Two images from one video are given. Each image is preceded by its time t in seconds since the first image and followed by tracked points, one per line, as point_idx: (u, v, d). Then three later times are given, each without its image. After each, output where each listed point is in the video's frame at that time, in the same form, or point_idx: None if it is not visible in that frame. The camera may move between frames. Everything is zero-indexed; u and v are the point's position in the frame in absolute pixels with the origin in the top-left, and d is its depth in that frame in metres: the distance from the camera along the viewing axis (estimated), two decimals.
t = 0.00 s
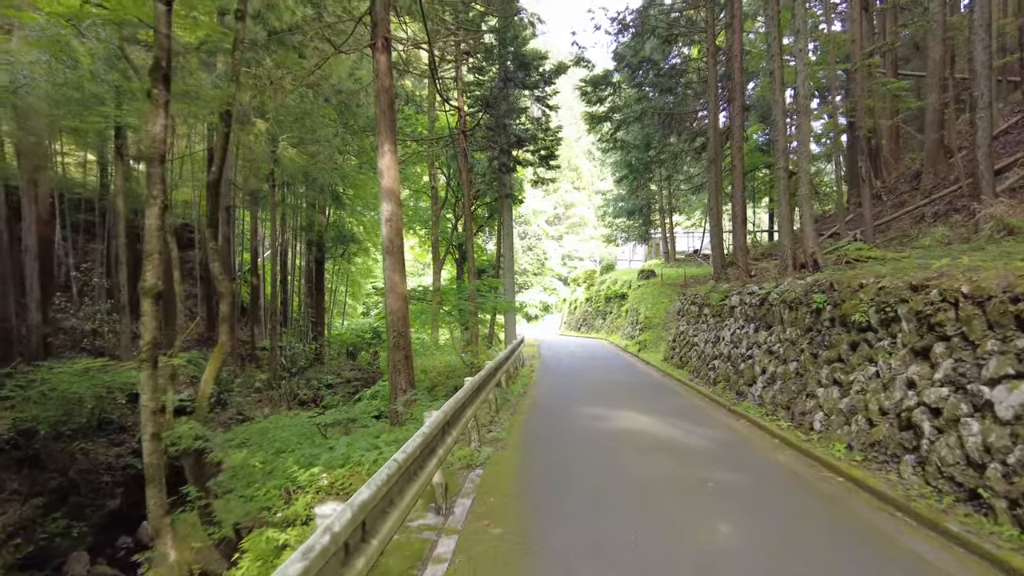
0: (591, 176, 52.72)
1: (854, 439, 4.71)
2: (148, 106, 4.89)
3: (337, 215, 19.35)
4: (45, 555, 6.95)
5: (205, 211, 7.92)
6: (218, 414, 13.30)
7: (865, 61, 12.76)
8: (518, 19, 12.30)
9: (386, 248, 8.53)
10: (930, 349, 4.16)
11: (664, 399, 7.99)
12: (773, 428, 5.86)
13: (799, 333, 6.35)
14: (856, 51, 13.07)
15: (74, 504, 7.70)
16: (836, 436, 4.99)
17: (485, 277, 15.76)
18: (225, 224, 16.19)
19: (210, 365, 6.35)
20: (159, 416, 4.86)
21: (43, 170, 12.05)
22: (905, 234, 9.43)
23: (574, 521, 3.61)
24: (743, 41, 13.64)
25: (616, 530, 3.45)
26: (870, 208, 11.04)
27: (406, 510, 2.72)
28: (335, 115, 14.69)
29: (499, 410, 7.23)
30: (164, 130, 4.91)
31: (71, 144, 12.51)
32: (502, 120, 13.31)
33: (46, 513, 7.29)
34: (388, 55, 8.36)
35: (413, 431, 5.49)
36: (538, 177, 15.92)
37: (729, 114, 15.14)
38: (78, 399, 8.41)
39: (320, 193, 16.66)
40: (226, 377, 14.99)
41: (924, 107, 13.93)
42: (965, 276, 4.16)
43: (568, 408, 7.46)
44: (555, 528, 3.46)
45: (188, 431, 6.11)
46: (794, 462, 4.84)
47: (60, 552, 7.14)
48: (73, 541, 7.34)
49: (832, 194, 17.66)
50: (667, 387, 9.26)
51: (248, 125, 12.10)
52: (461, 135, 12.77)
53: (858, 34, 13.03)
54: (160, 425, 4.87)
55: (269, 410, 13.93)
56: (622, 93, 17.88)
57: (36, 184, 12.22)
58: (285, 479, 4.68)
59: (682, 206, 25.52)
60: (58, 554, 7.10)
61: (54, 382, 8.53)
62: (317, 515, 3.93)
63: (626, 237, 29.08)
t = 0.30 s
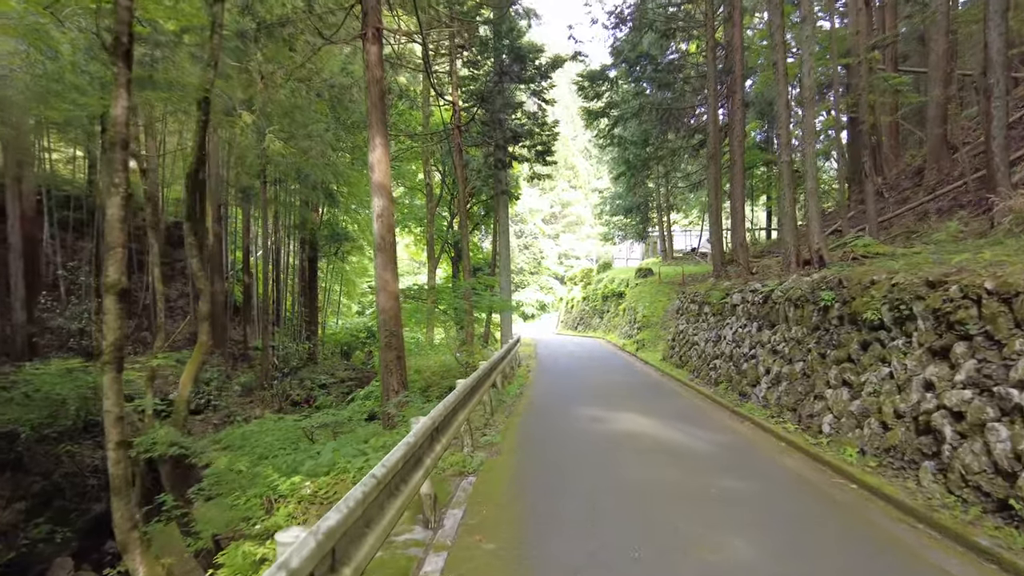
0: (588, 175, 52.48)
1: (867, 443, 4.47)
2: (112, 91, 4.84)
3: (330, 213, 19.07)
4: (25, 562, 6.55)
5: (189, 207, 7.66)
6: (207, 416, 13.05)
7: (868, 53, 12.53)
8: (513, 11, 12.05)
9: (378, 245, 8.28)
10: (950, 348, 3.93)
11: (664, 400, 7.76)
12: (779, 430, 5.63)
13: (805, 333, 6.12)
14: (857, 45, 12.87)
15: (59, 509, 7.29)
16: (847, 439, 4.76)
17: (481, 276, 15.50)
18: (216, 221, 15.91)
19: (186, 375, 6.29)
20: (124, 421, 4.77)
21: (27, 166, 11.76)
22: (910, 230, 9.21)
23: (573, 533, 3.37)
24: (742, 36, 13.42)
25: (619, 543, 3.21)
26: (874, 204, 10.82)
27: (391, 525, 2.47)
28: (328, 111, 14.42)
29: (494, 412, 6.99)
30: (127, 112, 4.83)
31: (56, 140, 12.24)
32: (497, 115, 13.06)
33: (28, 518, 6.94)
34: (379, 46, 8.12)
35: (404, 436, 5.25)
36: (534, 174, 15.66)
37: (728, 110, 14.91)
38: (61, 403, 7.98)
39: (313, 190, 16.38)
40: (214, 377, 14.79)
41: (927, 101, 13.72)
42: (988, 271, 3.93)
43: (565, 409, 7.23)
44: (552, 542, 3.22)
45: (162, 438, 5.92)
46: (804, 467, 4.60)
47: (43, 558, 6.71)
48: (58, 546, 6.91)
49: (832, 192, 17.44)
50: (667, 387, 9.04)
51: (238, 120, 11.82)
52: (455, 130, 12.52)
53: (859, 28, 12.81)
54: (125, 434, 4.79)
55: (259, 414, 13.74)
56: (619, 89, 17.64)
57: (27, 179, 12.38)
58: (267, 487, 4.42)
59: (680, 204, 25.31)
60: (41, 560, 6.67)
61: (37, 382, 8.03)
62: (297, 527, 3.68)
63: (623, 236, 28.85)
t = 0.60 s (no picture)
0: (588, 174, 52.26)
1: (884, 453, 4.25)
2: (75, 79, 4.80)
3: (328, 213, 18.85)
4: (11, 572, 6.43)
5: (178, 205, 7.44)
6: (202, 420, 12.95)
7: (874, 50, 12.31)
8: (512, 6, 11.82)
9: (373, 245, 8.06)
10: (975, 354, 3.70)
11: (669, 404, 7.55)
12: (789, 438, 5.41)
13: (816, 335, 5.89)
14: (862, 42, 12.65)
15: (47, 515, 7.07)
16: (862, 448, 4.54)
17: (480, 276, 15.28)
18: (212, 222, 15.70)
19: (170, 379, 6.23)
20: (91, 435, 4.66)
21: (18, 165, 11.55)
22: (919, 230, 8.99)
23: (577, 553, 3.14)
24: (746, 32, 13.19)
25: (626, 565, 2.98)
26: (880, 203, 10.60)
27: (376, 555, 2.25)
28: (325, 109, 14.21)
29: (492, 418, 6.77)
30: (91, 99, 4.81)
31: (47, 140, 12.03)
32: (495, 113, 12.84)
33: (15, 526, 6.76)
34: (374, 40, 7.89)
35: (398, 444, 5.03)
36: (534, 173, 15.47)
37: (731, 107, 14.70)
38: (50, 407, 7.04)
39: (310, 190, 16.17)
40: (208, 377, 14.65)
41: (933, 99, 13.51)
42: (1016, 272, 3.70)
43: (566, 415, 7.00)
44: (555, 565, 2.98)
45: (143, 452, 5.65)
46: (819, 479, 4.36)
47: (31, 567, 6.57)
48: (46, 554, 6.75)
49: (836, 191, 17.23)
50: (671, 391, 8.83)
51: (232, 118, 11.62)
52: (453, 128, 12.31)
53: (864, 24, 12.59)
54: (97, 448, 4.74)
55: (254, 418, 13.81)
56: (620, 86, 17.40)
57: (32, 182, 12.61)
58: (253, 500, 4.20)
59: (681, 204, 25.09)
60: (29, 569, 6.54)
61: (26, 383, 7.01)
62: (281, 546, 3.47)
63: (624, 235, 28.63)
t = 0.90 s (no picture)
0: (587, 175, 52.10)
1: (907, 462, 4.02)
2: (36, 53, 4.36)
3: (325, 212, 18.61)
4: None
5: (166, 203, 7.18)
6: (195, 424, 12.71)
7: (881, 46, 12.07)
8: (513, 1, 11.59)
9: (370, 243, 7.82)
10: (1010, 357, 3.47)
11: (674, 408, 7.33)
12: (803, 444, 5.18)
13: (829, 337, 5.67)
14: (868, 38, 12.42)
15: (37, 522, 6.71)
16: (882, 456, 4.31)
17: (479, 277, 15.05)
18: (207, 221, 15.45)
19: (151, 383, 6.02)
20: (56, 444, 4.42)
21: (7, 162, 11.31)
22: (930, 229, 8.76)
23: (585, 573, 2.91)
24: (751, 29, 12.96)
25: None
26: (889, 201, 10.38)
27: None
28: (322, 107, 13.97)
29: (493, 422, 6.54)
30: (56, 78, 4.39)
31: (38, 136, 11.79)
32: (495, 111, 12.61)
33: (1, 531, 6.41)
34: (371, 33, 7.65)
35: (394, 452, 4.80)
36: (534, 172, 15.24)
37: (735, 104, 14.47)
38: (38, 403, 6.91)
39: (307, 189, 15.93)
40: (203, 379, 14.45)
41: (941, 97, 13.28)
42: None
43: (569, 419, 6.76)
44: None
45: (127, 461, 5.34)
46: (839, 490, 4.12)
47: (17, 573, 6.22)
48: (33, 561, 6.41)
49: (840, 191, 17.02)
50: (676, 394, 8.60)
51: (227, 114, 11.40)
52: (452, 126, 12.08)
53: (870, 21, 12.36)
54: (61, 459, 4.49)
55: (249, 422, 13.61)
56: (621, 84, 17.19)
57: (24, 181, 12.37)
58: (240, 510, 3.95)
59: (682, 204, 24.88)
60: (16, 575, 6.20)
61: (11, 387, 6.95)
62: (267, 562, 3.22)
63: (624, 236, 28.43)
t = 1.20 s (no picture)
0: (585, 175, 51.91)
1: (927, 472, 3.80)
2: None
3: (319, 211, 18.34)
4: None
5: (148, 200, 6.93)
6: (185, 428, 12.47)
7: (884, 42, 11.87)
8: None
9: (362, 242, 7.58)
10: None
11: (677, 412, 7.11)
12: (813, 451, 4.97)
13: (840, 340, 5.44)
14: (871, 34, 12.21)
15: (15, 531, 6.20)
16: (899, 465, 4.09)
17: (476, 276, 14.80)
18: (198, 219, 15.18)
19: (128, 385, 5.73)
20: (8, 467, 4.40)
21: None
22: (939, 228, 8.54)
23: None
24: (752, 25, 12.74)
25: None
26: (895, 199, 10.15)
27: None
28: (315, 103, 13.71)
29: (490, 427, 6.31)
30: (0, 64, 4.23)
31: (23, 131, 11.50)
32: (492, 107, 12.35)
33: None
34: (363, 25, 7.41)
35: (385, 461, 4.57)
36: (532, 170, 14.99)
37: (736, 101, 14.25)
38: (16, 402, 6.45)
39: (301, 188, 15.66)
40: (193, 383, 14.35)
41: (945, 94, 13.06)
42: None
43: (568, 424, 6.53)
44: None
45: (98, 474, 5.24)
46: (856, 502, 3.89)
47: None
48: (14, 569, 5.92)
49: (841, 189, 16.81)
50: (678, 397, 8.38)
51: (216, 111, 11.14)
52: (447, 122, 11.81)
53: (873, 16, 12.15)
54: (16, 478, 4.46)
55: (241, 424, 13.40)
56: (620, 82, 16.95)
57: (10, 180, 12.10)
58: (220, 524, 3.71)
59: (681, 203, 24.66)
60: None
61: None
62: None
63: (622, 235, 28.21)
